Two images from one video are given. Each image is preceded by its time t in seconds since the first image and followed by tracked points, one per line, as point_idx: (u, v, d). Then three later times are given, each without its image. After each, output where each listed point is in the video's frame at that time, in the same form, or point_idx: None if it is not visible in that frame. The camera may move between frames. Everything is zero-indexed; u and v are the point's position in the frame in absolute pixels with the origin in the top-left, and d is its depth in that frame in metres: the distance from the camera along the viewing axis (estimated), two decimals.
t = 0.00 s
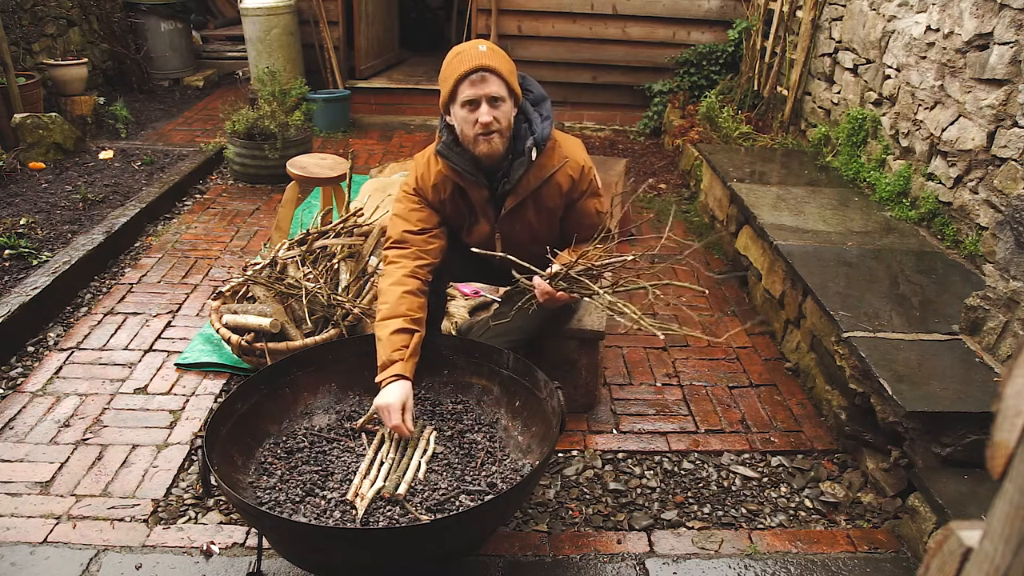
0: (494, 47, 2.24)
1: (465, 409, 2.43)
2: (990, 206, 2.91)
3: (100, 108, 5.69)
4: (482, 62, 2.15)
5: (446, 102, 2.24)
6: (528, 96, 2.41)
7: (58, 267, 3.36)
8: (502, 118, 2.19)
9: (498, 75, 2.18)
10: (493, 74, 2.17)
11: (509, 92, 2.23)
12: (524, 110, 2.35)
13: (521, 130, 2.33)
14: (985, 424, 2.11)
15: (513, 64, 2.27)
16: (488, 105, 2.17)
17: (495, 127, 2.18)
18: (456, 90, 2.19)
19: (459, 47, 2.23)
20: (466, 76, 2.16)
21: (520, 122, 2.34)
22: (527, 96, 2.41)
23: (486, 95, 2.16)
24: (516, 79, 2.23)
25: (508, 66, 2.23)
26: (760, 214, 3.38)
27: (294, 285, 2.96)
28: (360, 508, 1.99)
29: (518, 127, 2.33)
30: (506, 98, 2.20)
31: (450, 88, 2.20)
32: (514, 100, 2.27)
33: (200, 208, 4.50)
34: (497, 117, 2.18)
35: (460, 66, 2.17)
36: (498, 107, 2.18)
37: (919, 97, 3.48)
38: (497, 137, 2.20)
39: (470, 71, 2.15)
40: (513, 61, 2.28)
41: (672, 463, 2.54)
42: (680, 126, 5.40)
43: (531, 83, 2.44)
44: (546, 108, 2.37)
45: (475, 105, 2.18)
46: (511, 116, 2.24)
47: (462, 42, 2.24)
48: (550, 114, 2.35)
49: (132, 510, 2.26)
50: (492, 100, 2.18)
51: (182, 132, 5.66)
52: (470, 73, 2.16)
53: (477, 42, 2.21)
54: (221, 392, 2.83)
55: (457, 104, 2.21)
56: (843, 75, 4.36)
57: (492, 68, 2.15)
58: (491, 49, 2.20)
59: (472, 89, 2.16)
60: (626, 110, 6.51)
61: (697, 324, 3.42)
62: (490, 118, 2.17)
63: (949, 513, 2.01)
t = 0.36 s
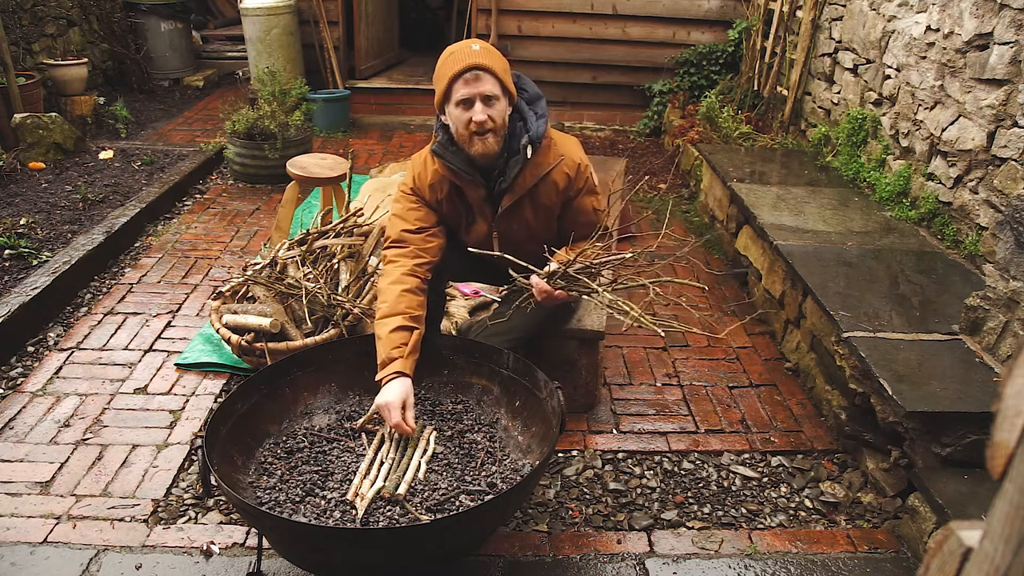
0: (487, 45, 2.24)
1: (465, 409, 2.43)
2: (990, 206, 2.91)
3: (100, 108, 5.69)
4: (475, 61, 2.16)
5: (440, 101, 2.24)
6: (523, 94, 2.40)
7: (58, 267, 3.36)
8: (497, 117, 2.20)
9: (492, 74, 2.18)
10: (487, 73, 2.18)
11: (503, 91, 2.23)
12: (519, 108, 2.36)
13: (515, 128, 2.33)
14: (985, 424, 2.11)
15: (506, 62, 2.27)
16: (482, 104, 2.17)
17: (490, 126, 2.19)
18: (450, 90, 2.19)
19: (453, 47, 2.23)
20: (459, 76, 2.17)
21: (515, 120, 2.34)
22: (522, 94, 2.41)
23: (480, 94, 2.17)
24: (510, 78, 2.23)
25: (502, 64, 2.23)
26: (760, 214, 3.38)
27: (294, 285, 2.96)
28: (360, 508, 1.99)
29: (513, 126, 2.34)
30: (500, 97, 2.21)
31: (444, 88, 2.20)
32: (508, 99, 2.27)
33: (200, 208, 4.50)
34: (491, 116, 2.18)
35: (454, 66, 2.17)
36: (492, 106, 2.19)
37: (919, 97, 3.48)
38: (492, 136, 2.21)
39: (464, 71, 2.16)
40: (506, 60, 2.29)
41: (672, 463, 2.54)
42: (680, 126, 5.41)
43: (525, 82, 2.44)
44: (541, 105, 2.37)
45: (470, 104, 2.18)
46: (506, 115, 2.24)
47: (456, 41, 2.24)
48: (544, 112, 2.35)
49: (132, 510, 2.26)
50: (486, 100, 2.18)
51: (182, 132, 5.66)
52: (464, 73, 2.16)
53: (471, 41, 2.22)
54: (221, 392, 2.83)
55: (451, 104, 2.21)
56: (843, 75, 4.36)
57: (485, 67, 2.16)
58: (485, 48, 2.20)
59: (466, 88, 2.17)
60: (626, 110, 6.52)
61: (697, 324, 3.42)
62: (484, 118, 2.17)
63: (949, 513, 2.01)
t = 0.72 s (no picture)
0: (489, 45, 2.24)
1: (465, 409, 2.43)
2: (990, 206, 2.91)
3: (100, 108, 5.69)
4: (476, 61, 2.16)
5: (441, 101, 2.24)
6: (522, 94, 2.40)
7: (58, 267, 3.36)
8: (498, 116, 2.20)
9: (494, 73, 2.18)
10: (488, 73, 2.18)
11: (504, 90, 2.23)
12: (518, 108, 2.36)
13: (515, 128, 2.33)
14: (985, 424, 2.11)
15: (507, 62, 2.28)
16: (483, 104, 2.17)
17: (491, 126, 2.19)
18: (451, 89, 2.19)
19: (454, 47, 2.23)
20: (461, 76, 2.17)
21: (515, 120, 2.34)
22: (522, 94, 2.41)
23: (482, 94, 2.17)
24: (511, 78, 2.24)
25: (502, 64, 2.23)
26: (760, 214, 3.38)
27: (294, 285, 2.96)
28: (360, 508, 1.99)
29: (512, 126, 2.34)
30: (501, 96, 2.21)
31: (445, 87, 2.20)
32: (508, 98, 2.27)
33: (200, 208, 4.50)
34: (492, 116, 2.19)
35: (456, 66, 2.17)
36: (494, 106, 2.19)
37: (919, 97, 3.48)
38: (493, 135, 2.21)
39: (466, 70, 2.16)
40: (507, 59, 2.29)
41: (672, 463, 2.54)
42: (680, 126, 5.41)
43: (525, 81, 2.44)
44: (541, 105, 2.37)
45: (471, 104, 2.18)
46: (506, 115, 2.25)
47: (457, 41, 2.24)
48: (544, 111, 2.35)
49: (132, 510, 2.26)
50: (488, 99, 2.19)
51: (182, 133, 5.66)
52: (466, 73, 2.16)
53: (472, 41, 2.22)
54: (221, 392, 2.83)
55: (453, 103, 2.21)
56: (843, 75, 4.36)
57: (487, 66, 2.16)
58: (486, 48, 2.20)
59: (468, 88, 2.17)
60: (626, 110, 6.52)
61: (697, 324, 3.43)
62: (486, 117, 2.17)
63: (949, 513, 2.01)
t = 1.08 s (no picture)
0: (495, 46, 2.25)
1: (464, 409, 2.43)
2: (990, 206, 2.91)
3: (100, 108, 5.69)
4: (482, 61, 2.15)
5: (445, 99, 2.24)
6: (527, 95, 2.41)
7: (58, 267, 3.36)
8: (502, 117, 2.20)
9: (499, 73, 2.18)
10: (494, 73, 2.18)
11: (508, 91, 2.23)
12: (522, 108, 2.36)
13: (519, 129, 2.33)
14: (985, 424, 2.11)
15: (512, 63, 2.28)
16: (488, 104, 2.17)
17: (495, 126, 2.19)
18: (456, 88, 2.19)
19: (459, 46, 2.23)
20: (466, 75, 2.17)
21: (520, 121, 2.35)
22: (527, 95, 2.41)
23: (487, 93, 2.17)
24: (515, 79, 2.24)
25: (508, 65, 2.23)
26: (760, 214, 3.38)
27: (294, 285, 2.96)
28: (360, 508, 1.99)
29: (517, 127, 2.34)
30: (506, 97, 2.21)
31: (450, 86, 2.20)
32: (512, 99, 2.28)
33: (200, 208, 4.50)
34: (496, 116, 2.18)
35: (461, 65, 2.17)
36: (498, 106, 2.19)
37: (919, 97, 3.48)
38: (497, 135, 2.21)
39: (471, 70, 2.16)
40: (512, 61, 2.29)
41: (672, 463, 2.54)
42: (680, 126, 5.41)
43: (530, 82, 2.44)
44: (545, 107, 2.37)
45: (475, 103, 2.18)
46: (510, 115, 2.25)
47: (463, 39, 2.25)
48: (548, 113, 2.36)
49: (132, 510, 2.26)
50: (493, 99, 2.18)
51: (182, 132, 5.65)
52: (472, 72, 2.16)
53: (478, 40, 2.22)
54: (221, 392, 2.83)
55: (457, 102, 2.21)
56: (843, 75, 4.36)
57: (493, 66, 2.16)
58: (491, 48, 2.21)
59: (473, 87, 2.16)
60: (626, 110, 6.52)
61: (697, 324, 3.43)
62: (490, 117, 2.17)
63: (949, 513, 2.01)
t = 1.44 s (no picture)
0: (484, 51, 2.15)
1: (465, 409, 2.43)
2: (990, 206, 2.91)
3: (100, 108, 5.69)
4: (472, 78, 2.08)
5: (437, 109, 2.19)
6: (525, 94, 2.40)
7: (58, 267, 3.36)
8: (497, 128, 2.17)
9: (491, 88, 2.12)
10: (485, 87, 2.11)
11: (502, 99, 2.18)
12: (520, 108, 2.35)
13: (517, 130, 2.32)
14: (985, 424, 2.11)
15: (503, 67, 2.20)
16: (483, 119, 2.13)
17: (492, 137, 2.18)
18: (448, 103, 2.14)
19: (448, 55, 2.14)
20: (458, 93, 2.11)
21: (518, 121, 2.33)
22: (524, 94, 2.40)
23: (480, 109, 2.12)
24: (508, 86, 2.18)
25: (498, 73, 2.16)
26: (760, 214, 3.38)
27: (294, 285, 2.96)
28: (360, 508, 1.99)
29: (515, 127, 2.33)
30: (500, 107, 2.16)
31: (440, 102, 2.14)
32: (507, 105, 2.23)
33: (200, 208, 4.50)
34: (492, 127, 2.16)
35: (450, 82, 2.10)
36: (493, 120, 2.15)
37: (919, 97, 3.48)
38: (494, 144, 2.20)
39: (462, 86, 2.09)
40: (504, 64, 2.22)
41: (672, 463, 2.54)
42: (680, 126, 5.41)
43: (528, 81, 2.43)
44: (543, 107, 2.36)
45: (469, 118, 2.14)
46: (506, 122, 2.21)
47: (452, 45, 2.16)
48: (546, 113, 2.35)
49: (132, 510, 2.26)
50: (486, 114, 2.14)
51: (182, 132, 5.65)
52: (463, 89, 2.10)
53: (466, 49, 2.12)
54: (221, 392, 2.83)
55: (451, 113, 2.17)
56: (843, 75, 4.36)
57: (483, 81, 2.09)
58: (479, 60, 2.10)
59: (466, 104, 2.12)
60: (626, 110, 6.52)
61: (697, 324, 3.43)
62: (485, 130, 2.15)
63: (949, 513, 2.01)
